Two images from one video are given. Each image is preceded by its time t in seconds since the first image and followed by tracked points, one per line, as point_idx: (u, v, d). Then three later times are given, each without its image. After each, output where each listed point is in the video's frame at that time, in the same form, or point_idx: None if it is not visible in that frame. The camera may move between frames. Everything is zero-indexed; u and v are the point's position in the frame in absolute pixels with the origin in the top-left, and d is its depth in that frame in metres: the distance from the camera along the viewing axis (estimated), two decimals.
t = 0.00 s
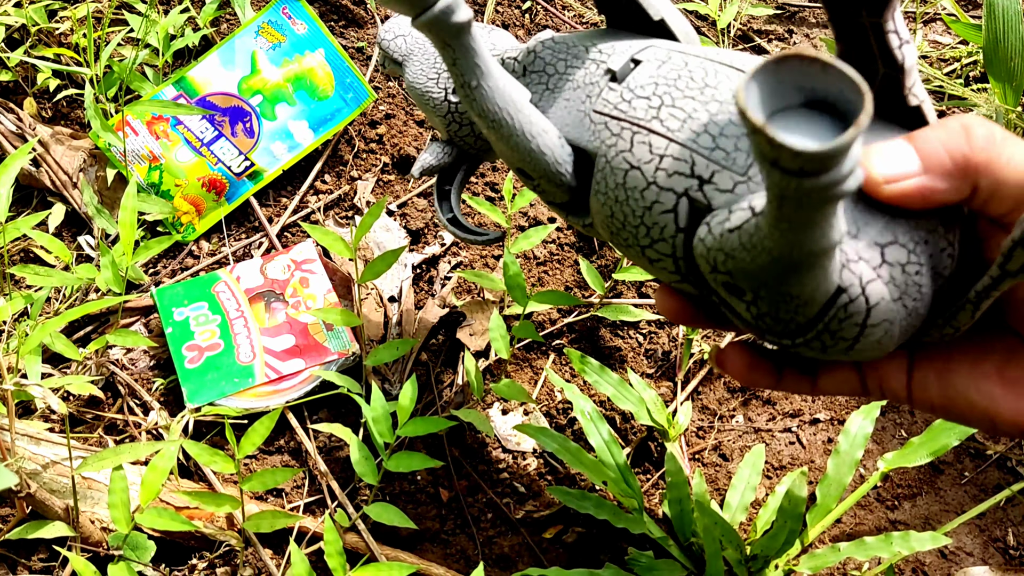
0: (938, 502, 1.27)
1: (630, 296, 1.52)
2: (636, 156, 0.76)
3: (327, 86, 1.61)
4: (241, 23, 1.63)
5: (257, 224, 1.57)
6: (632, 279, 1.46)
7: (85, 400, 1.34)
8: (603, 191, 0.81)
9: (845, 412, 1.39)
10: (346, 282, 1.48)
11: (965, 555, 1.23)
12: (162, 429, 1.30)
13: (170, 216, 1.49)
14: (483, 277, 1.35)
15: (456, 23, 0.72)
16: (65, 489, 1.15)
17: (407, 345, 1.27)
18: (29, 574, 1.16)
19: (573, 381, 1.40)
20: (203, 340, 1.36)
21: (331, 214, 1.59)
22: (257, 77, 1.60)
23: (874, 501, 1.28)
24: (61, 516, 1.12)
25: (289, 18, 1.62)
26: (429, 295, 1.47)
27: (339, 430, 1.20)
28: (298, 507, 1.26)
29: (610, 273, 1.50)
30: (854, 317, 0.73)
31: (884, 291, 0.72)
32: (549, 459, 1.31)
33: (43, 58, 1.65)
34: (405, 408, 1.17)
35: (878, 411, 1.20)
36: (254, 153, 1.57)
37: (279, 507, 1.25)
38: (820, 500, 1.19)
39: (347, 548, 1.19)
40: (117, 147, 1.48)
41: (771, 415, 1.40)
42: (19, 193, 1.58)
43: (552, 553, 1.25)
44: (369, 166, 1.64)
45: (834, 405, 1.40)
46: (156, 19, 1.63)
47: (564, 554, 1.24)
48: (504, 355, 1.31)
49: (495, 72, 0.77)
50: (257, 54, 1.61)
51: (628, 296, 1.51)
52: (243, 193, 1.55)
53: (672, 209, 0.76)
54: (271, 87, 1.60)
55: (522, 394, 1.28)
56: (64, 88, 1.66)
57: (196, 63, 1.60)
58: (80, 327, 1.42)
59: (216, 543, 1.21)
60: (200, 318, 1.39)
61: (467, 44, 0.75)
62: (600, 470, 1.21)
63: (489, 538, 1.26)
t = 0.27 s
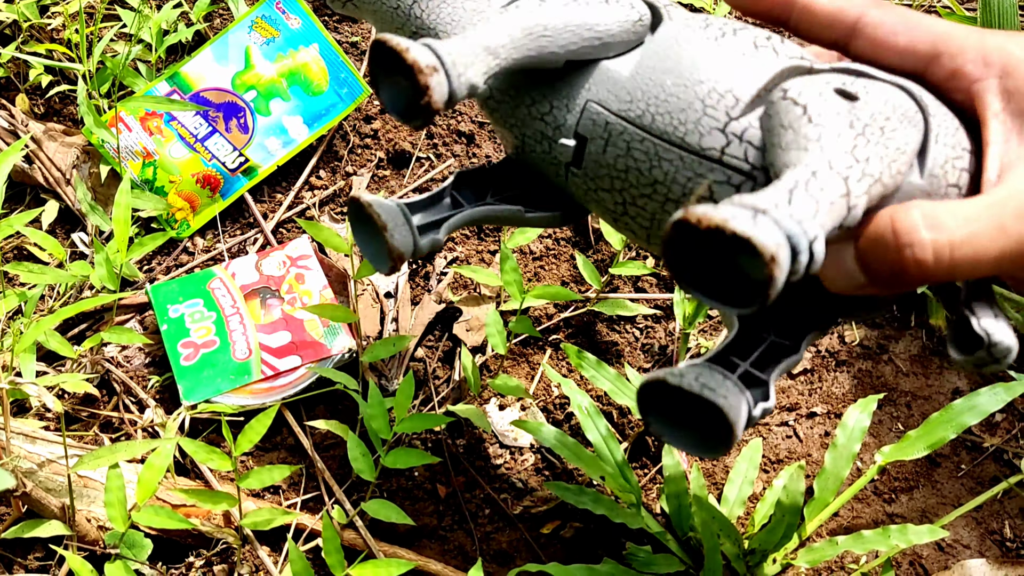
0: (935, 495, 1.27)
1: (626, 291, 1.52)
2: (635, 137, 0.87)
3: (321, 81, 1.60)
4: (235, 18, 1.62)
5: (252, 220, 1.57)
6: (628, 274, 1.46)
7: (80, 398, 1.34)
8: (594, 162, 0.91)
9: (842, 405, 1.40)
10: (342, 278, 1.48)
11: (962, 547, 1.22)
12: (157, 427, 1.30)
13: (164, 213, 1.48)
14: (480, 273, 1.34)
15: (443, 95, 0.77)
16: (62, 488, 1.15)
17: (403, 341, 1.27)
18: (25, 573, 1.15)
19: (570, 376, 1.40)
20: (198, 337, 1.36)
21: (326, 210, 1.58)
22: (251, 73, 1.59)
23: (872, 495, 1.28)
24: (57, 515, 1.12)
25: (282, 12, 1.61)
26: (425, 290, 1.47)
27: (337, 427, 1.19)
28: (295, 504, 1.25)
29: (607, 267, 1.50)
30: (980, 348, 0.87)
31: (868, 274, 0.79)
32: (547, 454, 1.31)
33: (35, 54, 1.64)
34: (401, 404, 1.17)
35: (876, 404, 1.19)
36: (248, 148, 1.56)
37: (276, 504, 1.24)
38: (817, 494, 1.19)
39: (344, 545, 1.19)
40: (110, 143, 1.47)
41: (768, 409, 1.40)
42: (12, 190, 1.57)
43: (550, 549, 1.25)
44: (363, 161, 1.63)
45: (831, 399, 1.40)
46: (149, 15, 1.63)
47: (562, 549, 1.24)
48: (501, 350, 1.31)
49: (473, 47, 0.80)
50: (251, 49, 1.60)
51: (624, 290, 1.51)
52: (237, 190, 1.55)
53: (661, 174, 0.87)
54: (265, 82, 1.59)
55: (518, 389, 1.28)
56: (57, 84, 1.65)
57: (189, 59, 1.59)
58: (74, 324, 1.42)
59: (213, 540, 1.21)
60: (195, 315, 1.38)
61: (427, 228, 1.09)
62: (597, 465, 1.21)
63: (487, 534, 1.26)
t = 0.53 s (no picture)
0: (919, 482, 1.27)
1: (611, 281, 1.52)
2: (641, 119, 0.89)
3: (303, 72, 1.59)
4: (215, 10, 1.60)
5: (235, 213, 1.55)
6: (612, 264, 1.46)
7: (61, 394, 1.32)
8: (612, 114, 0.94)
9: (826, 393, 1.40)
10: (325, 271, 1.47)
11: (947, 534, 1.22)
12: (140, 421, 1.29)
13: (145, 206, 1.46)
14: (464, 265, 1.34)
15: (460, 195, 0.90)
16: (41, 485, 1.13)
17: (388, 334, 1.26)
18: (7, 569, 1.14)
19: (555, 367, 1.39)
20: (180, 331, 1.35)
21: (309, 202, 1.57)
22: (231, 64, 1.58)
23: (856, 482, 1.28)
24: (37, 510, 1.12)
25: (263, 4, 1.60)
26: (409, 282, 1.46)
27: (321, 420, 1.19)
28: (279, 498, 1.24)
29: (591, 258, 1.50)
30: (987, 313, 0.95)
31: (865, 269, 0.92)
32: (533, 446, 1.31)
33: (13, 47, 1.62)
34: (385, 397, 1.16)
35: (859, 392, 1.19)
36: (230, 141, 1.55)
37: (260, 499, 1.24)
38: (801, 482, 1.19)
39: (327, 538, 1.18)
40: (89, 136, 1.46)
41: (753, 398, 1.40)
42: None
43: (536, 539, 1.24)
44: (347, 153, 1.62)
45: (816, 387, 1.40)
46: (128, 7, 1.61)
47: (548, 539, 1.24)
48: (486, 342, 1.31)
49: (464, 126, 0.89)
50: (231, 41, 1.58)
51: (609, 281, 1.51)
52: (219, 182, 1.53)
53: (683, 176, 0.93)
54: (246, 74, 1.58)
55: (503, 380, 1.28)
56: (35, 78, 1.63)
57: (169, 51, 1.57)
58: (55, 320, 1.40)
59: (196, 535, 1.20)
60: (177, 309, 1.37)
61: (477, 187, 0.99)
62: (583, 456, 1.21)
63: (472, 525, 1.26)
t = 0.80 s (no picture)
0: (888, 446, 1.27)
1: (584, 252, 1.51)
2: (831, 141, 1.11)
3: (272, 45, 1.58)
4: None
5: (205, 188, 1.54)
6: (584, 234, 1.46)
7: (28, 369, 1.31)
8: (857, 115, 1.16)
9: (798, 360, 1.40)
10: (295, 244, 1.45)
11: (915, 496, 1.23)
12: (107, 394, 1.28)
13: (112, 180, 1.45)
14: (434, 235, 1.33)
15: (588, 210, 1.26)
16: (7, 457, 1.14)
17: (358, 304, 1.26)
18: None
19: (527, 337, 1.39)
20: (148, 305, 1.33)
21: (279, 176, 1.56)
22: (198, 37, 1.56)
23: (825, 447, 1.28)
24: (2, 482, 1.11)
25: None
26: (381, 255, 1.45)
27: (290, 390, 1.18)
28: (249, 469, 1.24)
29: (563, 229, 1.50)
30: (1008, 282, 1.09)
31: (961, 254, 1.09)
32: (504, 415, 1.30)
33: None
34: (354, 365, 1.16)
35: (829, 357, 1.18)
36: (198, 115, 1.53)
37: (229, 470, 1.23)
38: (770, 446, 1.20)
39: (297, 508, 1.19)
40: (53, 110, 1.44)
41: (726, 366, 1.40)
42: None
43: (507, 507, 1.25)
44: (318, 127, 1.61)
45: (788, 354, 1.41)
46: None
47: (519, 507, 1.24)
48: (456, 312, 1.30)
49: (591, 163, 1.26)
50: (198, 14, 1.57)
51: (581, 252, 1.50)
52: (189, 157, 1.52)
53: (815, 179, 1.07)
54: (213, 47, 1.56)
55: (474, 349, 1.28)
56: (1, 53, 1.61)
57: (135, 24, 1.56)
58: (21, 295, 1.39)
59: (166, 507, 1.19)
60: (145, 283, 1.36)
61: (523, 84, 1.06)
62: (554, 424, 1.21)
63: (443, 495, 1.25)
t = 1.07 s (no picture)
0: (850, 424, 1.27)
1: (548, 234, 1.49)
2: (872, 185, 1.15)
3: (228, 25, 1.54)
4: None
5: (161, 171, 1.50)
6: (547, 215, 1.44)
7: None
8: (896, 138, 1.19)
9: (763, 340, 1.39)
10: (254, 227, 1.43)
11: (876, 474, 1.22)
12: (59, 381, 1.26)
13: (65, 163, 1.41)
14: (392, 216, 1.31)
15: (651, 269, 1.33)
16: None
17: (315, 287, 1.24)
18: None
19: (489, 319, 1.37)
20: (100, 290, 1.31)
21: (238, 159, 1.53)
22: (152, 16, 1.53)
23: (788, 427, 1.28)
24: None
25: None
26: (341, 238, 1.43)
27: (244, 374, 1.16)
28: (204, 456, 1.22)
29: (526, 210, 1.48)
30: None
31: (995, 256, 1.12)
32: (465, 398, 1.29)
33: None
34: (308, 348, 1.14)
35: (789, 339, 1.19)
36: (153, 96, 1.50)
37: (184, 457, 1.21)
38: (732, 425, 1.19)
39: (253, 494, 1.18)
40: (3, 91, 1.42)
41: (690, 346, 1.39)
42: None
43: (468, 491, 1.23)
44: (277, 109, 1.58)
45: (752, 334, 1.40)
46: None
47: (480, 490, 1.23)
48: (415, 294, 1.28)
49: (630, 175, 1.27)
50: None
51: (545, 233, 1.49)
52: (144, 140, 1.48)
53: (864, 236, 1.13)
54: (167, 26, 1.53)
55: (433, 332, 1.26)
56: None
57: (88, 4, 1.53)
58: None
59: (119, 495, 1.17)
60: (98, 268, 1.33)
61: None
62: (515, 405, 1.19)
63: (403, 479, 1.24)
